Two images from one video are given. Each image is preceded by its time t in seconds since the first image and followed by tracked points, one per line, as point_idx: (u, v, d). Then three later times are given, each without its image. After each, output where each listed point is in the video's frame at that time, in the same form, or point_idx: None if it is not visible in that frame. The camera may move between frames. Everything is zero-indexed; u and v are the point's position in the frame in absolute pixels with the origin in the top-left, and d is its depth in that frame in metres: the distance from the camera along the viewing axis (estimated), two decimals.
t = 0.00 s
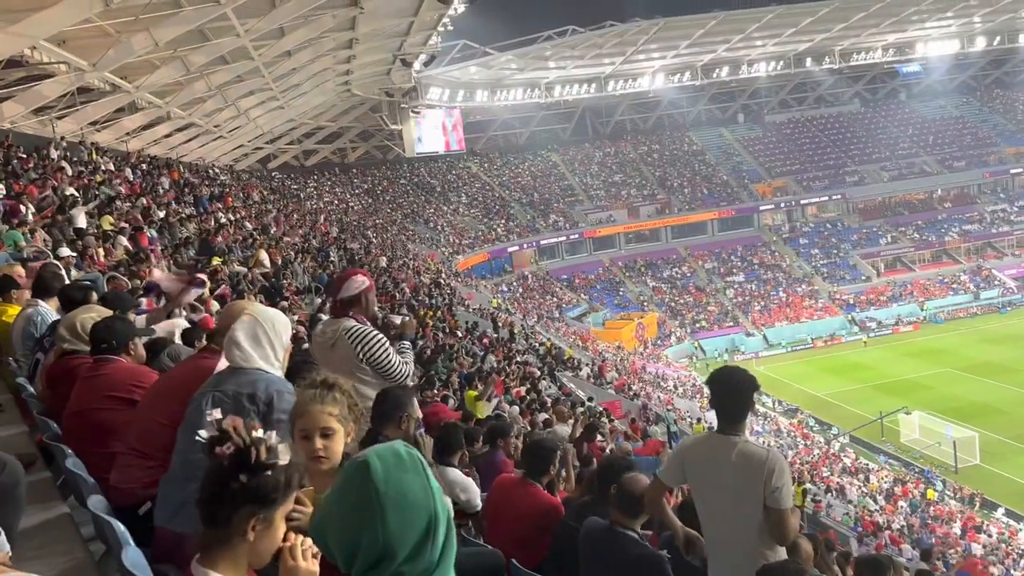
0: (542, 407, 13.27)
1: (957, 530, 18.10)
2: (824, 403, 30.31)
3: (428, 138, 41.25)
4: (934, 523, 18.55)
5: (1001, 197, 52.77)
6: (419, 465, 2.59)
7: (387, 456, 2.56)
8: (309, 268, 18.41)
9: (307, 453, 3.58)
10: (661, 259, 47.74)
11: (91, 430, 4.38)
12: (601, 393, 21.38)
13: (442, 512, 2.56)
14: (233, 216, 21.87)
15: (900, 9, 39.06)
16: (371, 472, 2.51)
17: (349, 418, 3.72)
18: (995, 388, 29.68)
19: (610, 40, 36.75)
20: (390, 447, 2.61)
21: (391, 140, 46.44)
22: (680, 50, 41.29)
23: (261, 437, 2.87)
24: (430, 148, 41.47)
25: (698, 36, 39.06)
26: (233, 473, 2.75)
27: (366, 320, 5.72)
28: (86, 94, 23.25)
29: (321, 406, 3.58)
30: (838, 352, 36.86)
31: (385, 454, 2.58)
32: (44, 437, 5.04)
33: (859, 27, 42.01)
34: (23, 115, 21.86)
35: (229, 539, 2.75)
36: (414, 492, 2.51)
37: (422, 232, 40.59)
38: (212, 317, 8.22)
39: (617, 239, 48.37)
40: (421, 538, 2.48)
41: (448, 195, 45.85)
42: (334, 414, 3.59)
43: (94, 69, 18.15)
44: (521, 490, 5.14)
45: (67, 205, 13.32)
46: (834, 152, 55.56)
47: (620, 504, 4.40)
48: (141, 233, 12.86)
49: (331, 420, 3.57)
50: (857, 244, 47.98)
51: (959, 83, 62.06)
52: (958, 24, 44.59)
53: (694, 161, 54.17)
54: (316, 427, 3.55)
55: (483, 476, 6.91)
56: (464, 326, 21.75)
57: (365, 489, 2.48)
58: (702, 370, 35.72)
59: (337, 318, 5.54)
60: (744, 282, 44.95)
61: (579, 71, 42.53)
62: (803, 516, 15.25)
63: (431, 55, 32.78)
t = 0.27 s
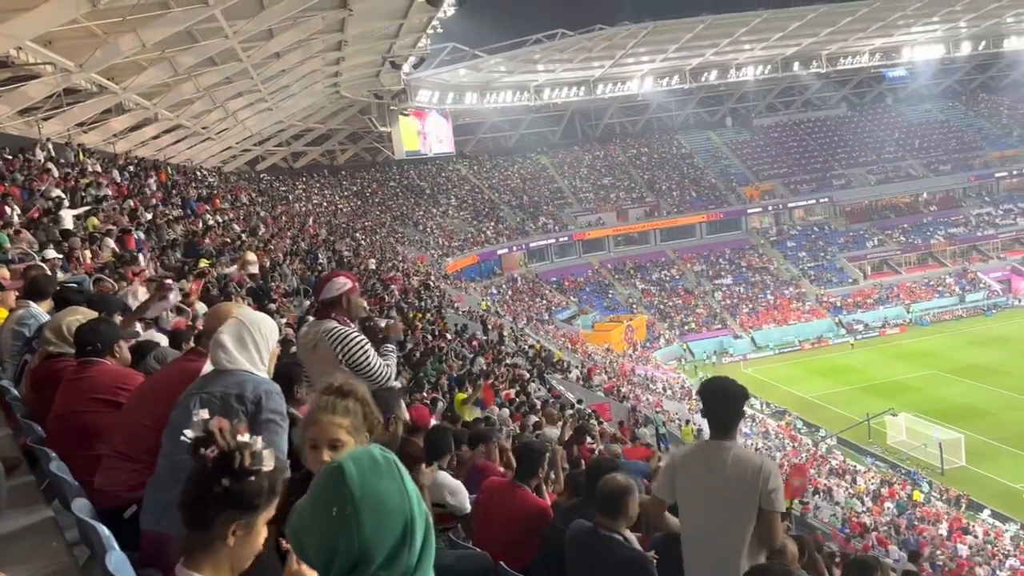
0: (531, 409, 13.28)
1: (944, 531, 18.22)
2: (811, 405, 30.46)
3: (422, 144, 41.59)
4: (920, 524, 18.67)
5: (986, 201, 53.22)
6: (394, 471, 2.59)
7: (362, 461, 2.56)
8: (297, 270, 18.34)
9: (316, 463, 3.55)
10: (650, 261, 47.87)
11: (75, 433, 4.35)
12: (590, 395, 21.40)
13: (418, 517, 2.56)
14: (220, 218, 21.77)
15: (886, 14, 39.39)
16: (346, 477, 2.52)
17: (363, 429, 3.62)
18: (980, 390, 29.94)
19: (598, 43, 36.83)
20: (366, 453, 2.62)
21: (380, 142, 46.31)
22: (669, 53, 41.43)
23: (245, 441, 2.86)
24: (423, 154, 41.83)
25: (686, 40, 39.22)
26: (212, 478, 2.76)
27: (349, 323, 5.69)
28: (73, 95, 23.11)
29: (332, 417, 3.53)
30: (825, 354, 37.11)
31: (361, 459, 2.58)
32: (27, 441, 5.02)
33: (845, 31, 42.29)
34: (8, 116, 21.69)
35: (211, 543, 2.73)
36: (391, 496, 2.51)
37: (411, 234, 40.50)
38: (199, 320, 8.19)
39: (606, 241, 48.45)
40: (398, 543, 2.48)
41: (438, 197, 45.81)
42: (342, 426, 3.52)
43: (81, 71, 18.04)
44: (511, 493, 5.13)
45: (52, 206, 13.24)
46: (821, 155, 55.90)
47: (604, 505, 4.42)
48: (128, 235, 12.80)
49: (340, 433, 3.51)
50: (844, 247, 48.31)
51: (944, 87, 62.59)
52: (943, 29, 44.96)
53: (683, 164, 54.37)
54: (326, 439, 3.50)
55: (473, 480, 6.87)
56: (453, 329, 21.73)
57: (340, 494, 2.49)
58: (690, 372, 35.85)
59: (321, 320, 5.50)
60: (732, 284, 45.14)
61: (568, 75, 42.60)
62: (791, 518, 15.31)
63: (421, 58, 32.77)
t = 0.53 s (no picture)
0: (511, 412, 13.27)
1: (919, 530, 18.43)
2: (788, 406, 30.74)
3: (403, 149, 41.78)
4: (896, 524, 18.86)
5: (959, 204, 54.06)
6: (371, 473, 2.59)
7: (338, 464, 2.57)
8: (274, 273, 18.20)
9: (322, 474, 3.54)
10: (630, 264, 48.10)
11: (51, 439, 4.29)
12: (570, 397, 21.43)
13: (395, 522, 2.55)
14: (196, 220, 21.54)
15: (861, 19, 39.94)
16: (322, 480, 2.52)
17: (366, 445, 3.58)
18: (954, 391, 30.36)
19: (577, 47, 36.94)
20: (342, 456, 2.62)
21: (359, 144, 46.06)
22: (647, 57, 41.64)
23: (194, 444, 2.79)
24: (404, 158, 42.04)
25: (664, 44, 39.51)
26: (168, 483, 2.70)
27: (323, 327, 5.65)
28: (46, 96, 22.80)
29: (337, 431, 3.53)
30: (801, 356, 37.51)
31: (337, 462, 2.59)
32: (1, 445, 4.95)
33: (821, 36, 42.82)
34: None
35: (182, 549, 2.70)
36: (366, 500, 2.51)
37: (390, 236, 40.34)
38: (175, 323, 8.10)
39: (586, 244, 48.59)
40: (374, 546, 2.48)
41: (417, 200, 45.73)
42: (342, 439, 3.54)
43: (55, 71, 17.79)
44: (490, 496, 5.13)
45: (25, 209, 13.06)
46: (798, 158, 56.52)
47: (579, 506, 4.43)
48: (104, 237, 12.65)
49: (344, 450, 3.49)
50: (820, 250, 48.88)
51: (918, 92, 63.51)
52: (916, 35, 45.65)
53: (661, 167, 54.74)
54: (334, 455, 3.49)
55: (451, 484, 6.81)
56: (432, 331, 21.69)
57: (315, 497, 2.49)
58: (669, 374, 36.05)
59: (295, 323, 5.45)
60: (710, 286, 45.46)
61: (547, 78, 42.69)
62: (769, 519, 15.42)
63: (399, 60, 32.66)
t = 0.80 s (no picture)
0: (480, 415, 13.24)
1: (881, 527, 18.76)
2: (754, 406, 31.14)
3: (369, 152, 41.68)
4: (858, 521, 19.17)
5: (918, 207, 55.29)
6: (335, 476, 2.55)
7: (302, 468, 2.52)
8: (239, 275, 17.95)
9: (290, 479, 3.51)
10: (598, 266, 48.36)
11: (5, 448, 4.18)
12: (538, 399, 21.45)
13: (359, 525, 2.53)
14: (159, 222, 21.17)
15: (823, 24, 40.61)
16: (285, 486, 2.47)
17: (336, 453, 3.58)
18: (914, 390, 31.00)
19: (545, 49, 37.05)
20: (306, 459, 2.57)
21: (325, 145, 45.63)
22: (614, 60, 41.90)
23: (142, 450, 2.70)
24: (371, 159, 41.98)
25: (631, 48, 39.81)
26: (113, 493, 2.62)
27: (286, 332, 5.59)
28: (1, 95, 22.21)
29: (306, 439, 3.52)
30: (766, 356, 38.04)
31: (300, 466, 2.54)
32: None
33: (784, 41, 43.48)
34: None
35: (135, 558, 2.63)
36: (330, 505, 2.47)
37: (357, 238, 40.05)
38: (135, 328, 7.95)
39: (554, 246, 48.74)
40: (338, 551, 2.46)
41: (384, 201, 45.51)
42: (312, 448, 3.52)
43: (10, 69, 17.34)
44: (455, 500, 5.11)
45: None
46: (762, 162, 57.35)
47: (548, 510, 4.44)
48: (63, 239, 12.37)
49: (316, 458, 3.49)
50: (784, 252, 49.63)
51: (878, 97, 64.82)
52: (876, 41, 46.58)
53: (629, 170, 55.14)
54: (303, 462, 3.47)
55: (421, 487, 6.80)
56: (400, 334, 21.58)
57: (279, 505, 2.45)
58: (637, 375, 36.31)
59: (257, 328, 5.38)
60: (677, 288, 45.89)
61: (515, 80, 42.75)
62: (735, 518, 15.59)
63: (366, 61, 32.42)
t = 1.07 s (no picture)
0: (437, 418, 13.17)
1: (832, 523, 19.16)
2: (709, 405, 31.59)
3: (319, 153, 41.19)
4: (810, 517, 19.57)
5: (866, 209, 56.80)
6: (281, 481, 2.54)
7: (246, 474, 2.51)
8: (190, 279, 17.57)
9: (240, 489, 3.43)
10: (555, 267, 48.58)
11: None
12: (497, 402, 21.44)
13: (307, 529, 2.50)
14: (106, 224, 20.61)
15: (773, 30, 41.42)
16: (229, 491, 2.46)
17: (289, 461, 3.52)
18: (863, 388, 31.77)
19: (502, 52, 37.11)
20: (251, 466, 2.56)
21: (279, 146, 44.95)
22: (570, 64, 42.16)
23: (73, 459, 2.63)
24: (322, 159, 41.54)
25: (587, 51, 40.09)
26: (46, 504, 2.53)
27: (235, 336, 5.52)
28: None
29: (256, 447, 3.45)
30: (721, 356, 38.63)
31: (245, 472, 2.53)
32: None
33: (736, 47, 44.24)
34: None
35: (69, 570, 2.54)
36: (275, 508, 2.45)
37: (313, 240, 39.55)
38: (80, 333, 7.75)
39: (512, 248, 48.82)
40: (284, 556, 2.43)
41: (340, 203, 45.08)
42: (263, 456, 3.45)
43: None
44: (412, 502, 5.09)
45: None
46: (716, 165, 58.29)
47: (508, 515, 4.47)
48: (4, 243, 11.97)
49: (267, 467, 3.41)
50: (737, 253, 50.49)
51: (827, 102, 66.35)
52: (825, 47, 47.67)
53: (586, 172, 55.53)
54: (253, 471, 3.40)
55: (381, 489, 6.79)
56: (357, 337, 21.37)
57: (222, 509, 2.43)
58: (595, 376, 36.58)
59: (204, 333, 5.28)
60: (633, 289, 46.34)
61: (472, 82, 42.72)
62: (691, 516, 15.75)
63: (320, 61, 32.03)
